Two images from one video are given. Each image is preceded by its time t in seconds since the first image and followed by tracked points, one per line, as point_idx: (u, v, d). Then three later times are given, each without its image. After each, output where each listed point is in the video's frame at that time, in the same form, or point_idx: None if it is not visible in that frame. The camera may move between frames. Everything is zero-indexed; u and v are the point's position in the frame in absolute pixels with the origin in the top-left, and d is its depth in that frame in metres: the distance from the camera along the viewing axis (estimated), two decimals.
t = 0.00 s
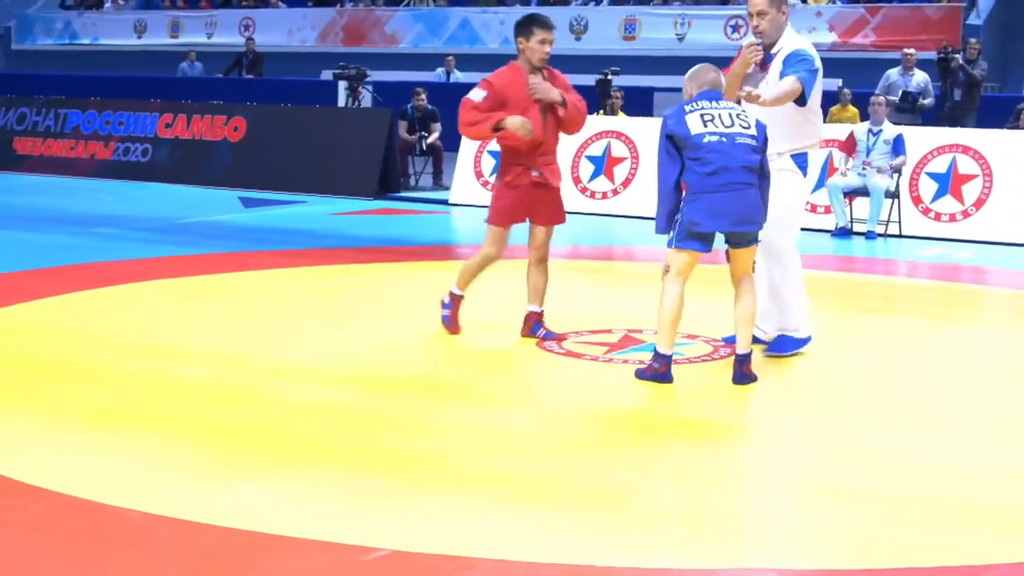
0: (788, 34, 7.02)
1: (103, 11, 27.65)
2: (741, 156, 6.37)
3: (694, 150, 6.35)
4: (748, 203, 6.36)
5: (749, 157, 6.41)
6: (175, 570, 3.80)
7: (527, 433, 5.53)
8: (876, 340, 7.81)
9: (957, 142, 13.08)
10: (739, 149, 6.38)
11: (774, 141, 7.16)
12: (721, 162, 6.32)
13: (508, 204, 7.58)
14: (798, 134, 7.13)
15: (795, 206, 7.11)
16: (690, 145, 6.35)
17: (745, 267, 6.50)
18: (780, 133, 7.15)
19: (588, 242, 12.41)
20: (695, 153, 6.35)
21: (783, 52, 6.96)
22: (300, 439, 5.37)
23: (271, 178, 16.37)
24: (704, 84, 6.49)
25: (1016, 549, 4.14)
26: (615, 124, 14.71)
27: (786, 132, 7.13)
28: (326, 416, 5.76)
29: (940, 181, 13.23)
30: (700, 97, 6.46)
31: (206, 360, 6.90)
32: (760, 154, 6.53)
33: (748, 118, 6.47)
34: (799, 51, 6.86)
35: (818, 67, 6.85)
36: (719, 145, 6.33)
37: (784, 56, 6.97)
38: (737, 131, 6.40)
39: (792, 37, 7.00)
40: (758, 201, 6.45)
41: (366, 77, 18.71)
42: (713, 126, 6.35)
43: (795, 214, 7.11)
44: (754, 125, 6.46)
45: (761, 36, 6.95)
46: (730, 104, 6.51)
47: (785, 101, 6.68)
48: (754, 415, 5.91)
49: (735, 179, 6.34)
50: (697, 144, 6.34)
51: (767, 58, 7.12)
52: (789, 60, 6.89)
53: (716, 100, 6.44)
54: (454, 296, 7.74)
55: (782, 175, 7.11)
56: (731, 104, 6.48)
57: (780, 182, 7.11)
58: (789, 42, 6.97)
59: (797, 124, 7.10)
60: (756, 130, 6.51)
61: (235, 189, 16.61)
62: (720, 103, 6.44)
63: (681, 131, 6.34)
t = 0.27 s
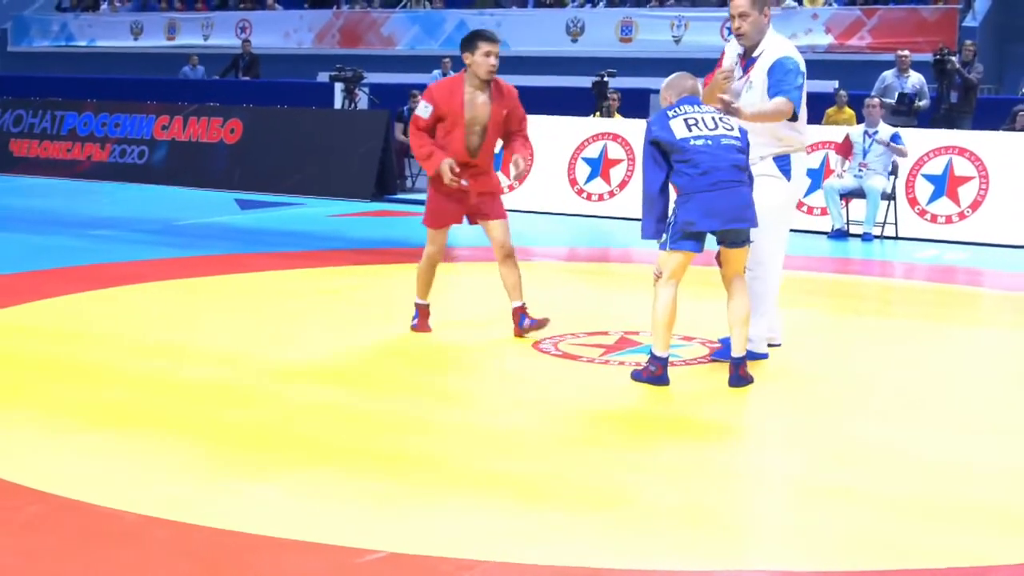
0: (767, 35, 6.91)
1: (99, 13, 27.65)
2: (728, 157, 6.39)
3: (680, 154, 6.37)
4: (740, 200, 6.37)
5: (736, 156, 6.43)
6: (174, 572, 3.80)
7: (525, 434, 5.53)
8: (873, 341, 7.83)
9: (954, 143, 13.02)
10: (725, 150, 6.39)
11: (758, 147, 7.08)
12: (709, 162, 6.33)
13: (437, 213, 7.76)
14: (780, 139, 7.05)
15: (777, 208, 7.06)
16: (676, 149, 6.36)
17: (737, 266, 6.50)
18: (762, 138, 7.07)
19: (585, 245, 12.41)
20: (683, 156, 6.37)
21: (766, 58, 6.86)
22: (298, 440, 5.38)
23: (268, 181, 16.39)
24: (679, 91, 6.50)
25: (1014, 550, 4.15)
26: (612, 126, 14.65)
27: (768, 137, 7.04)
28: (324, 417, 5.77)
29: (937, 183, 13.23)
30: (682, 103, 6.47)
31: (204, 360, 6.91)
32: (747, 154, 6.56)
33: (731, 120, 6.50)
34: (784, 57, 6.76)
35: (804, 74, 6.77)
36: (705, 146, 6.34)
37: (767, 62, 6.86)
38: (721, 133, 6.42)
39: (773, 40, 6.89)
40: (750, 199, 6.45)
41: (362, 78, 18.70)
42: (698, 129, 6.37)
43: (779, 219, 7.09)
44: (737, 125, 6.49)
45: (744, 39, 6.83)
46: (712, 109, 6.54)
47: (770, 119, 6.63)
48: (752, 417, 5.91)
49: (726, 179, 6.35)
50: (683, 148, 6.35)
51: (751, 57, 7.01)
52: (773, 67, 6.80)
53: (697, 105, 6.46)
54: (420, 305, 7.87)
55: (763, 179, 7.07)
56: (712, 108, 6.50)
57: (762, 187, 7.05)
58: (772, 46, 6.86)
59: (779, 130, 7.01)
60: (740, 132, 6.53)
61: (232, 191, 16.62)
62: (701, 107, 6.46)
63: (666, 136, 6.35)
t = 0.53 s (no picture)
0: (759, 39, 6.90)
1: (99, 19, 27.66)
2: (727, 163, 6.40)
3: (678, 161, 6.36)
4: (740, 206, 6.38)
5: (733, 162, 6.44)
6: None
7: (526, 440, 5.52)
8: (874, 346, 7.83)
9: (953, 149, 13.03)
10: (723, 157, 6.40)
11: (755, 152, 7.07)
12: (708, 168, 6.34)
13: (424, 201, 7.92)
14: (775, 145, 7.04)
15: (777, 213, 7.06)
16: (674, 156, 6.36)
17: (737, 273, 6.50)
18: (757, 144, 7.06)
19: (584, 250, 12.40)
20: (681, 163, 6.37)
21: (761, 63, 6.85)
22: (298, 445, 5.37)
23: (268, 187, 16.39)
24: (672, 98, 6.48)
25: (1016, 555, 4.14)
26: (610, 131, 14.65)
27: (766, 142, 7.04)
28: (324, 423, 5.76)
29: (936, 189, 13.21)
30: (678, 110, 6.47)
31: (204, 366, 6.90)
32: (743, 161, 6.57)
33: (727, 128, 6.52)
34: (780, 63, 6.76)
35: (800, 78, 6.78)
36: (704, 153, 6.35)
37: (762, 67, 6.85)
38: (717, 140, 6.43)
39: (767, 44, 6.88)
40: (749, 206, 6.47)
41: (362, 84, 18.71)
42: (695, 136, 6.37)
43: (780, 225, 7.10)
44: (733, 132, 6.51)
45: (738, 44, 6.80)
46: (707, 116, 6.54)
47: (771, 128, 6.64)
48: (753, 422, 5.91)
49: (726, 185, 6.35)
50: (681, 155, 6.35)
51: (742, 62, 6.98)
52: (768, 74, 6.79)
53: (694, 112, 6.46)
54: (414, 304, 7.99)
55: (761, 185, 7.07)
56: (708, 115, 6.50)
57: (761, 193, 7.06)
58: (765, 50, 6.85)
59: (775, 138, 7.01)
60: (736, 138, 6.54)
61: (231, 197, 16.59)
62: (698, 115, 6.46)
63: (664, 143, 6.34)
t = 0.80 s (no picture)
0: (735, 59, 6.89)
1: (95, 30, 27.64)
2: (724, 174, 6.41)
3: (675, 174, 6.37)
4: (739, 215, 6.37)
5: (729, 173, 6.45)
6: None
7: (523, 452, 5.52)
8: (871, 358, 7.83)
9: (949, 160, 13.07)
10: (720, 168, 6.41)
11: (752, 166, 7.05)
12: (705, 180, 6.35)
13: (425, 203, 7.93)
14: (773, 156, 7.02)
15: (781, 227, 7.06)
16: (671, 169, 6.36)
17: (738, 284, 6.49)
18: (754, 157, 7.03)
19: (581, 262, 12.41)
20: (677, 176, 6.37)
21: (745, 82, 6.85)
22: (296, 458, 5.36)
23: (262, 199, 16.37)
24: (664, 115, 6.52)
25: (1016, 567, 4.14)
26: (607, 143, 14.69)
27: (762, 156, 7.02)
28: (321, 435, 5.75)
29: (932, 200, 13.23)
30: (671, 126, 6.49)
31: (201, 378, 6.89)
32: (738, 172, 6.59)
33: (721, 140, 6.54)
34: (767, 77, 6.78)
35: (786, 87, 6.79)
36: (701, 165, 6.36)
37: (746, 86, 6.85)
38: (713, 152, 6.45)
39: (743, 63, 6.88)
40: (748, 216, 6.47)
41: (358, 96, 18.71)
42: (691, 149, 6.38)
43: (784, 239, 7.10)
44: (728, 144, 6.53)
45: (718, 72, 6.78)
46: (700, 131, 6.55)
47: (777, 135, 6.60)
48: (751, 434, 5.90)
49: (724, 196, 6.36)
50: (678, 168, 6.35)
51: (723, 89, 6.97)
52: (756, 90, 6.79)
53: (688, 127, 6.48)
54: (415, 311, 8.10)
55: (768, 200, 7.04)
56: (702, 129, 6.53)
57: (766, 207, 7.04)
58: (745, 70, 6.85)
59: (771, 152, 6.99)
60: (730, 151, 6.56)
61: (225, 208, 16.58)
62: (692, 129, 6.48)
63: (660, 157, 6.35)
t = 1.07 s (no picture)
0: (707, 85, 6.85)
1: (84, 39, 27.61)
2: (712, 181, 6.42)
3: (662, 181, 6.38)
4: (727, 222, 6.36)
5: (717, 181, 6.46)
6: None
7: (514, 460, 5.52)
8: (858, 366, 7.85)
9: (937, 168, 13.06)
10: (707, 176, 6.43)
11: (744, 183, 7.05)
12: (693, 188, 6.35)
13: (425, 217, 7.96)
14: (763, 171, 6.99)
15: (776, 238, 7.08)
16: (659, 177, 6.37)
17: (725, 290, 6.48)
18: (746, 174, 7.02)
19: (569, 270, 12.42)
20: (665, 184, 6.38)
21: (721, 107, 6.80)
22: (285, 467, 5.36)
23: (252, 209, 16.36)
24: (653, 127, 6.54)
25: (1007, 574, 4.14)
26: (596, 151, 14.70)
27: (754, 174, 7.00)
28: (310, 444, 5.75)
29: (920, 209, 13.24)
30: (660, 135, 6.52)
31: (190, 386, 6.88)
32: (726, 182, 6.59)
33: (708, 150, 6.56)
34: (742, 97, 6.71)
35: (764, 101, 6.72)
36: (688, 173, 6.38)
37: (723, 110, 6.81)
38: (700, 161, 6.47)
39: (717, 87, 6.83)
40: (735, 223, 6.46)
41: (347, 105, 18.70)
42: (679, 157, 6.40)
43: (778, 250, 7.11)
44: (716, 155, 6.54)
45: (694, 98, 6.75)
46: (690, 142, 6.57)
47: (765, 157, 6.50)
48: (739, 442, 5.91)
49: (712, 202, 6.35)
50: (666, 175, 6.36)
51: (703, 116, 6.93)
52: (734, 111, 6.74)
53: (676, 137, 6.51)
54: (414, 319, 8.10)
55: (761, 213, 7.04)
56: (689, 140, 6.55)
57: (760, 220, 7.04)
58: (720, 94, 6.80)
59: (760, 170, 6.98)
60: (718, 160, 6.57)
61: (214, 218, 16.58)
62: (680, 139, 6.51)
63: (647, 165, 6.36)
